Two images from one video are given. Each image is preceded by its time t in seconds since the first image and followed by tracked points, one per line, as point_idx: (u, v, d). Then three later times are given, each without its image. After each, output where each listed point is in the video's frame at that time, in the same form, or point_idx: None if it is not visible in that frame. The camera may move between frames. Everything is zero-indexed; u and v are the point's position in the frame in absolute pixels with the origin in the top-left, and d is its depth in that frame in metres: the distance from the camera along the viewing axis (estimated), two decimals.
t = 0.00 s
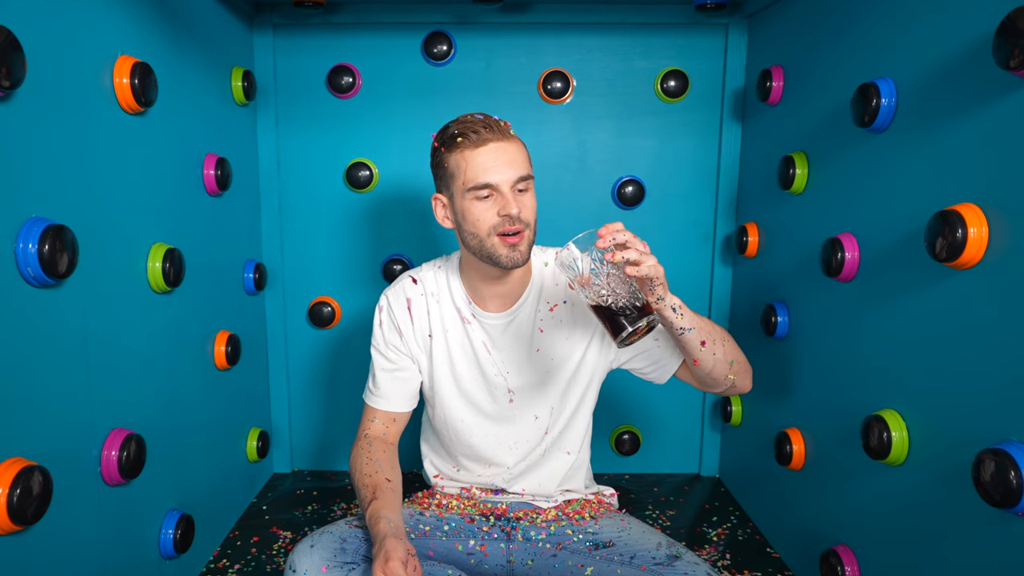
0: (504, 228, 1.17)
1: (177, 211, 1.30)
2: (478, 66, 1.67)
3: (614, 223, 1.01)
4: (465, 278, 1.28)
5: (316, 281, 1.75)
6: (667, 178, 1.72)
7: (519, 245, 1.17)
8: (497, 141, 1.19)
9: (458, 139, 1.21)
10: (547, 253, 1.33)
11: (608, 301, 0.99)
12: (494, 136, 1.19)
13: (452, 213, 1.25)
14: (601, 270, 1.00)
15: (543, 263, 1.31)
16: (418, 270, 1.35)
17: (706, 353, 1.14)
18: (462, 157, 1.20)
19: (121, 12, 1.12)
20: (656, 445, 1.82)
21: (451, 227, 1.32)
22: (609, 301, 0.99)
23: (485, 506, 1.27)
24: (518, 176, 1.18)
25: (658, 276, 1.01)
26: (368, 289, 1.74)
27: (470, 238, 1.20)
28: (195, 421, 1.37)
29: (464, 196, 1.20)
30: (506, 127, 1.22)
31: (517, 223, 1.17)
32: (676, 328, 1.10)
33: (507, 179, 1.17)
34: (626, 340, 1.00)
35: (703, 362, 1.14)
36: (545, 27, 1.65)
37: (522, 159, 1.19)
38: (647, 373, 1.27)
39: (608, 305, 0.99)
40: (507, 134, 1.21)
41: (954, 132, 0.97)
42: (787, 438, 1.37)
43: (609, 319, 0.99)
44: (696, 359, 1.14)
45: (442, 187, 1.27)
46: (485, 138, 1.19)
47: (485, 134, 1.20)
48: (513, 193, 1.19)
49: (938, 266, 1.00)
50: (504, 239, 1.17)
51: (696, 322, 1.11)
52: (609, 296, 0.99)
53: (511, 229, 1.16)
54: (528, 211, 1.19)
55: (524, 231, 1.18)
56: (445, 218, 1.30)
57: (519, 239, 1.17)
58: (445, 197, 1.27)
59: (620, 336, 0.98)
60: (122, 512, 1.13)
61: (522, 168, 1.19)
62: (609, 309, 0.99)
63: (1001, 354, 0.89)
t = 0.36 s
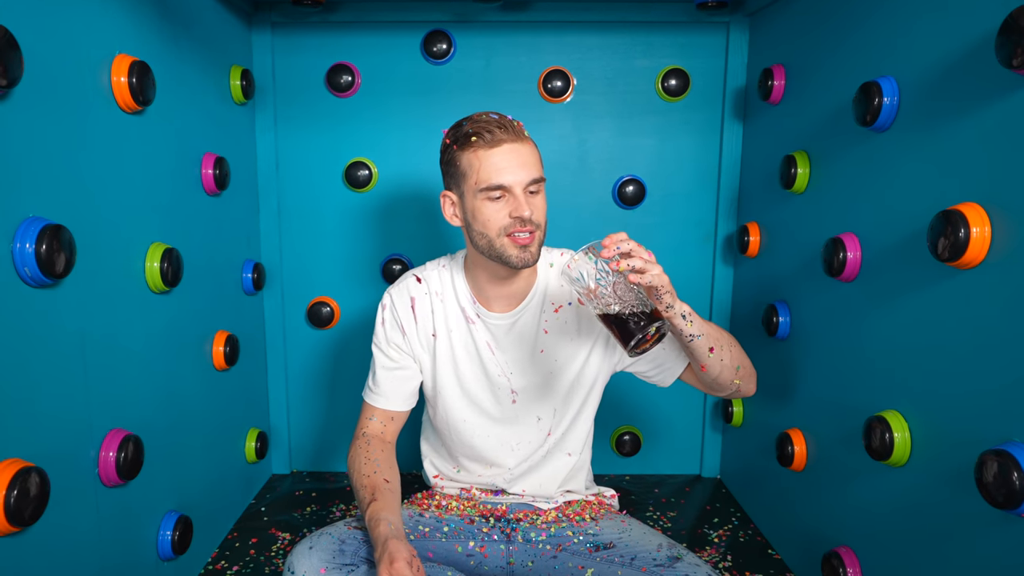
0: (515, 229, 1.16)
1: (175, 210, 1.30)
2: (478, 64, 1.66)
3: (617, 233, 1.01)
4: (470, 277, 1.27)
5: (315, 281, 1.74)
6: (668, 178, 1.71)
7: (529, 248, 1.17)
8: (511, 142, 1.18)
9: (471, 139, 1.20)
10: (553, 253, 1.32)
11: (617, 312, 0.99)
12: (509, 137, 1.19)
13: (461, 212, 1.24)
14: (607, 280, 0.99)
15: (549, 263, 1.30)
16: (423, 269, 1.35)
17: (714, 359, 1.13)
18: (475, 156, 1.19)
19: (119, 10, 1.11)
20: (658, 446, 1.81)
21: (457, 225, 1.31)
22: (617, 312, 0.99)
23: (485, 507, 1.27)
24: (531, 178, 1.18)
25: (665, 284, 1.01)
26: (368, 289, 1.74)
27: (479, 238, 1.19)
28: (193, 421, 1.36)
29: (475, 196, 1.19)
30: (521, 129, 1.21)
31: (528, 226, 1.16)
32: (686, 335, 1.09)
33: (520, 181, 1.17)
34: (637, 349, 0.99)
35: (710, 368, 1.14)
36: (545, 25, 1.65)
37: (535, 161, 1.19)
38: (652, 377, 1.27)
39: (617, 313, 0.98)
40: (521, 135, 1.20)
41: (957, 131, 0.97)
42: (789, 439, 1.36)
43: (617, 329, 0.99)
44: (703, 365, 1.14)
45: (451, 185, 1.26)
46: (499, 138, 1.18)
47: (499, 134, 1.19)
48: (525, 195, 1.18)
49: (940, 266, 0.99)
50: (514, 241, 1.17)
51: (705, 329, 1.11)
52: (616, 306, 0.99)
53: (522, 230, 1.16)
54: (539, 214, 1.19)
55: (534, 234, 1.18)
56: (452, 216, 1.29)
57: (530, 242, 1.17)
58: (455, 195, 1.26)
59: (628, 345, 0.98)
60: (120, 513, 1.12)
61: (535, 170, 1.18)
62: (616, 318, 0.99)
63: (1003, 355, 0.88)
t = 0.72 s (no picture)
0: (521, 236, 1.16)
1: (174, 209, 1.29)
2: (478, 63, 1.65)
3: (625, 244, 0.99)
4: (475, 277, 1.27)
5: (314, 281, 1.73)
6: (668, 178, 1.70)
7: (535, 254, 1.17)
8: (522, 147, 1.17)
9: (482, 142, 1.19)
10: (557, 253, 1.32)
11: (614, 327, 0.98)
12: (520, 141, 1.17)
13: (468, 213, 1.24)
14: (609, 293, 0.98)
15: (554, 263, 1.30)
16: (428, 266, 1.34)
17: (719, 362, 1.13)
18: (485, 159, 1.17)
19: (118, 9, 1.11)
20: (658, 447, 1.81)
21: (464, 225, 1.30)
22: (615, 327, 0.98)
23: (484, 508, 1.26)
24: (540, 185, 1.17)
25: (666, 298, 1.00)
26: (368, 289, 1.73)
27: (485, 241, 1.19)
28: (191, 422, 1.35)
29: (483, 200, 1.18)
30: (533, 132, 1.19)
31: (535, 233, 1.16)
32: (692, 341, 1.09)
33: (530, 187, 1.16)
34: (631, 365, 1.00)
35: (715, 370, 1.14)
36: (545, 24, 1.64)
37: (545, 167, 1.17)
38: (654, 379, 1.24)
39: (614, 327, 0.98)
40: (532, 140, 1.18)
41: (959, 130, 0.96)
42: (790, 440, 1.36)
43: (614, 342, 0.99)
44: (708, 368, 1.14)
45: (460, 185, 1.25)
46: (510, 143, 1.17)
47: (511, 138, 1.17)
48: (534, 201, 1.18)
49: (942, 266, 0.99)
50: (520, 247, 1.17)
51: (711, 334, 1.11)
52: (614, 321, 0.98)
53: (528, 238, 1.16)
54: (546, 220, 1.18)
55: (541, 240, 1.18)
56: (458, 216, 1.28)
57: (536, 249, 1.17)
58: (463, 195, 1.25)
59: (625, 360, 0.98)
60: (118, 515, 1.11)
61: (545, 176, 1.17)
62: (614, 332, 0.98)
63: (1006, 355, 0.88)
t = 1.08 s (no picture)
0: (493, 245, 1.16)
1: (172, 209, 1.29)
2: (478, 62, 1.65)
3: (593, 388, 0.94)
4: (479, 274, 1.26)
5: (313, 281, 1.73)
6: (669, 177, 1.70)
7: (507, 264, 1.17)
8: (499, 155, 1.15)
9: (464, 147, 1.18)
10: (562, 254, 1.33)
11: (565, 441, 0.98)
12: (498, 149, 1.15)
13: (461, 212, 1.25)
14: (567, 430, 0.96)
15: (558, 263, 1.31)
16: (438, 259, 1.34)
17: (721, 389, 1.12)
18: (466, 165, 1.17)
19: (116, 6, 1.10)
20: (660, 448, 1.80)
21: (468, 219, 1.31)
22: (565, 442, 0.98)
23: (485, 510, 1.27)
24: (514, 195, 1.15)
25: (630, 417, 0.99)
26: (367, 289, 1.72)
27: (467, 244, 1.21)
28: (189, 422, 1.35)
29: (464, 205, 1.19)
30: (517, 137, 1.16)
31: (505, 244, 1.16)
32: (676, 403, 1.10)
33: (503, 195, 1.15)
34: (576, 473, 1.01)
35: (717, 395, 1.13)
36: (545, 22, 1.63)
37: (522, 176, 1.15)
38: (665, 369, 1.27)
39: (564, 440, 0.98)
40: (512, 147, 1.15)
41: (962, 128, 0.96)
42: (792, 441, 1.35)
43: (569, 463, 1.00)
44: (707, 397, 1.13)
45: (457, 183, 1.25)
46: (488, 150, 1.15)
47: (489, 145, 1.15)
48: (509, 210, 1.16)
49: (945, 265, 0.98)
50: (491, 256, 1.17)
51: (706, 380, 1.09)
52: (566, 438, 0.97)
53: (500, 247, 1.16)
54: (523, 229, 1.17)
55: (514, 250, 1.17)
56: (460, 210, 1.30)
57: (506, 259, 1.17)
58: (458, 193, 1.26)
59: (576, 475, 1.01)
60: (116, 516, 1.11)
61: (520, 186, 1.15)
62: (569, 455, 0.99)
63: (1008, 356, 0.87)
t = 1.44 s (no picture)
0: (500, 227, 1.16)
1: (169, 208, 1.28)
2: (478, 60, 1.64)
3: (587, 320, 0.96)
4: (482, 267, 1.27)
5: (312, 281, 1.72)
6: (670, 176, 1.69)
7: (514, 246, 1.16)
8: (511, 139, 1.16)
9: (477, 132, 1.19)
10: (565, 252, 1.33)
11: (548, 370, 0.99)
12: (510, 133, 1.17)
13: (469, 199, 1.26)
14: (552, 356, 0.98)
15: (560, 261, 1.31)
16: (448, 250, 1.36)
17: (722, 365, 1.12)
18: (477, 148, 1.18)
19: (114, 5, 1.09)
20: (661, 449, 1.80)
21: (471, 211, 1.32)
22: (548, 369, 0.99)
23: (484, 510, 1.25)
24: (524, 178, 1.16)
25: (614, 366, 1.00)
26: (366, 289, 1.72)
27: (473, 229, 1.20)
28: (188, 422, 1.34)
29: (473, 188, 1.20)
30: (528, 124, 1.18)
31: (514, 225, 1.16)
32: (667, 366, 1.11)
33: (514, 178, 1.16)
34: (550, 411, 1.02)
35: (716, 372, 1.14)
36: (545, 21, 1.63)
37: (533, 160, 1.17)
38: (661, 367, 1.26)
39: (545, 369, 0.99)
40: (525, 132, 1.17)
41: (964, 127, 0.95)
42: (793, 442, 1.35)
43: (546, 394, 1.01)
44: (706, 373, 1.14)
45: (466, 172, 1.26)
46: (500, 134, 1.17)
47: (502, 129, 1.17)
48: (519, 193, 1.17)
49: (947, 265, 0.97)
50: (499, 238, 1.16)
51: (702, 354, 1.10)
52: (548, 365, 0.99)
53: (507, 229, 1.16)
54: (531, 214, 1.17)
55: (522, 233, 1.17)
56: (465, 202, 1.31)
57: (515, 241, 1.16)
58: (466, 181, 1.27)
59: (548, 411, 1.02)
60: (112, 517, 1.10)
61: (531, 170, 1.16)
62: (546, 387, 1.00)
63: (1011, 356, 0.87)
